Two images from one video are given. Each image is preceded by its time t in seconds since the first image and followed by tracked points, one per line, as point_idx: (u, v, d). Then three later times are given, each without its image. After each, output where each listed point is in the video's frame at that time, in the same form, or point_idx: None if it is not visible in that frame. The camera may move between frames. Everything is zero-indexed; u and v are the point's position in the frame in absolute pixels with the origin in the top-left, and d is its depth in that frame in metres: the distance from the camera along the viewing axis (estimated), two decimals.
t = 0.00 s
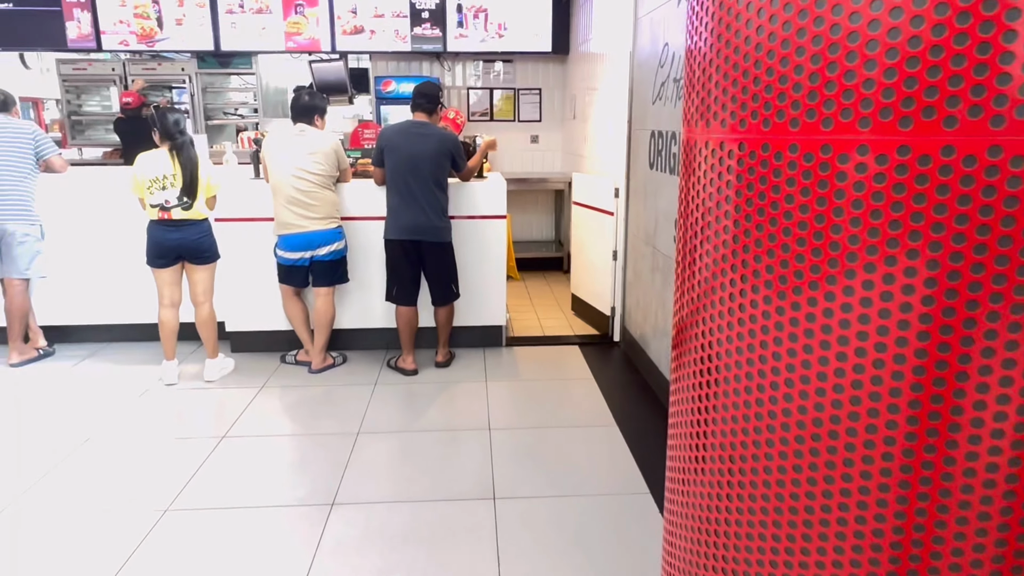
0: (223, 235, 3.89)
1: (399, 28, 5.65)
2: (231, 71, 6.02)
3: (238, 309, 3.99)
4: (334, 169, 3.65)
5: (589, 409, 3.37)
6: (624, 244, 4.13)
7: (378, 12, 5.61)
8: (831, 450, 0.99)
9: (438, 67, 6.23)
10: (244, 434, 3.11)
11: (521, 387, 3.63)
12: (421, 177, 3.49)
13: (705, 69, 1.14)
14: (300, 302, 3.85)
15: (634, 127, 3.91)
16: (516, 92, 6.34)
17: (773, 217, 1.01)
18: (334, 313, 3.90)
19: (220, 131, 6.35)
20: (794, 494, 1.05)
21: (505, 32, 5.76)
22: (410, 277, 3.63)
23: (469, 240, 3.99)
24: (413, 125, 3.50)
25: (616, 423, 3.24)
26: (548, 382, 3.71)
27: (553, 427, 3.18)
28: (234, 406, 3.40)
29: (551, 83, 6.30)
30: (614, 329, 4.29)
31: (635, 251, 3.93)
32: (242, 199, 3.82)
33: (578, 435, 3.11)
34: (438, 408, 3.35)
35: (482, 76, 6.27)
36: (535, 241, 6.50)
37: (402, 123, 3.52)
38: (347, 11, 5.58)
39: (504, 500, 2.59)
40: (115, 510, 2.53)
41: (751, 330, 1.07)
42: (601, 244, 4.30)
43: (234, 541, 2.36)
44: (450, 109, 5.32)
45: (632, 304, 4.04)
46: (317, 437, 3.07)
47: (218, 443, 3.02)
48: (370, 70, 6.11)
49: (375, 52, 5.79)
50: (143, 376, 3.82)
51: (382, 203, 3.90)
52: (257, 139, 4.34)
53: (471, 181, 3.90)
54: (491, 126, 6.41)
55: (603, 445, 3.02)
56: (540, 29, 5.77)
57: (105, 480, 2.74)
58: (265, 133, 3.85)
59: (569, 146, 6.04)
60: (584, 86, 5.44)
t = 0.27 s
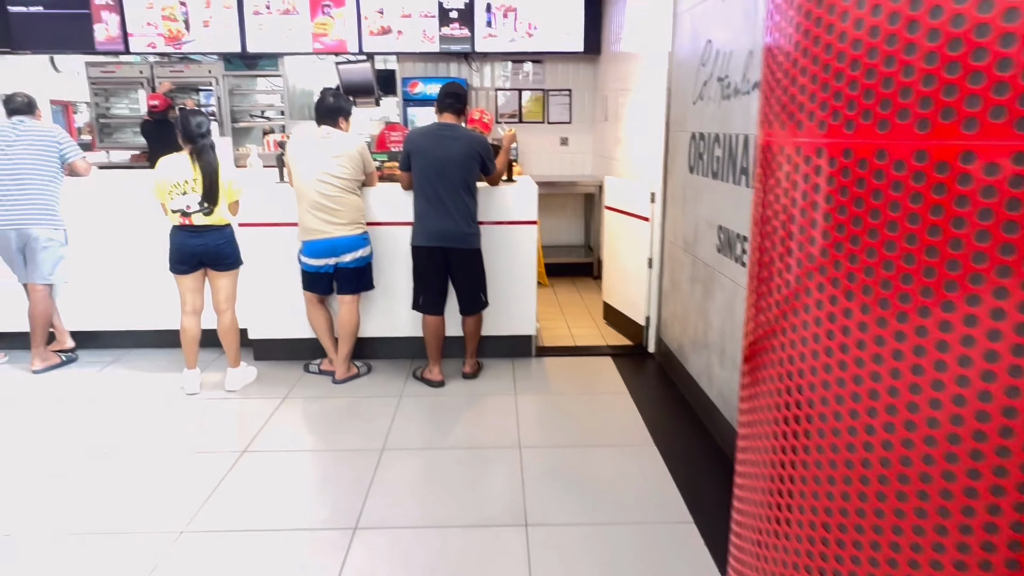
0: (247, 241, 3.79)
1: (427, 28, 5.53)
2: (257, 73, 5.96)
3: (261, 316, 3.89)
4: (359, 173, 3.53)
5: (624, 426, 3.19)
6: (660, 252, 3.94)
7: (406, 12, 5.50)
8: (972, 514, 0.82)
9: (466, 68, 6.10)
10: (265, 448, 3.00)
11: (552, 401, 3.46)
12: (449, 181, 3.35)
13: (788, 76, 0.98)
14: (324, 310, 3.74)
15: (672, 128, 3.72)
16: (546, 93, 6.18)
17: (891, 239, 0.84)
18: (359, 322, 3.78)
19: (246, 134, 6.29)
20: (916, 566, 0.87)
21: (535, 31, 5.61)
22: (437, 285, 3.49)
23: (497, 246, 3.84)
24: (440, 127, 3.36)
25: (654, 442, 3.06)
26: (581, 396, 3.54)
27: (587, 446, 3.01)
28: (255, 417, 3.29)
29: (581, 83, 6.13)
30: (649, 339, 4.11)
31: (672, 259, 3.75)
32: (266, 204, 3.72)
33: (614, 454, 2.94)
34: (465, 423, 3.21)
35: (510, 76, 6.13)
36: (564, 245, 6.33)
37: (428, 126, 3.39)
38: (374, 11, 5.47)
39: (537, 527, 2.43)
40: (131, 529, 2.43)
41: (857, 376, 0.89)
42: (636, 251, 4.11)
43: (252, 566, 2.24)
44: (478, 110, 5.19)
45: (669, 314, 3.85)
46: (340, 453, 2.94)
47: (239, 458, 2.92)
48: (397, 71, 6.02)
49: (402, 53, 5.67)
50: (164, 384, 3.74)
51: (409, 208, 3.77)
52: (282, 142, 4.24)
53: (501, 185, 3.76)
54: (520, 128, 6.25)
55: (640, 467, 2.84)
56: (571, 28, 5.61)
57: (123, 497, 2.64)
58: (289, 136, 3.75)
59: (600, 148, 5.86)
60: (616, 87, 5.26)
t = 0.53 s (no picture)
0: (274, 271, 3.67)
1: (459, 52, 5.44)
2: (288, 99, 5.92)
3: (287, 349, 3.76)
4: (390, 203, 3.39)
5: (670, 475, 2.97)
6: (703, 285, 3.73)
7: (438, 37, 5.42)
8: None
9: (497, 93, 5.99)
10: (288, 494, 2.84)
11: (591, 445, 3.26)
12: (484, 211, 3.20)
13: (928, 110, 0.85)
14: (352, 344, 3.59)
15: (718, 156, 3.54)
16: (579, 118, 6.04)
17: None
18: (388, 357, 3.62)
19: (276, 159, 6.27)
20: None
21: (569, 55, 5.48)
22: (470, 321, 3.33)
23: (533, 279, 3.67)
24: (472, 155, 3.23)
25: (704, 494, 2.83)
26: (621, 439, 3.32)
27: (631, 497, 2.80)
28: (279, 458, 3.14)
29: (615, 108, 5.99)
30: (692, 377, 3.88)
31: (718, 293, 3.54)
32: (294, 234, 3.60)
33: (661, 508, 2.72)
34: (500, 469, 3.02)
35: (543, 101, 6.01)
36: (597, 273, 6.14)
37: (461, 154, 3.25)
38: (406, 36, 5.40)
39: None
40: None
41: None
42: (677, 284, 3.91)
43: None
44: (511, 135, 5.04)
45: (714, 352, 3.63)
46: (368, 501, 2.76)
47: (262, 505, 2.76)
48: (428, 96, 5.95)
49: (433, 78, 5.59)
50: (187, 419, 3.61)
51: (441, 238, 3.62)
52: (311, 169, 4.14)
53: (538, 216, 3.60)
54: (552, 153, 6.12)
55: (691, 524, 2.62)
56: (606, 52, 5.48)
57: (138, 547, 2.49)
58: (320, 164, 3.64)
59: (635, 174, 5.68)
60: (653, 111, 5.09)
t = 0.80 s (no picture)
0: (280, 276, 3.54)
1: (471, 49, 5.29)
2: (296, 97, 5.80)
3: (293, 357, 3.63)
4: (400, 206, 3.25)
5: (694, 496, 2.81)
6: (727, 292, 3.56)
7: (449, 33, 5.27)
8: None
9: (510, 91, 5.83)
10: (292, 513, 2.70)
11: (609, 461, 3.10)
12: (498, 215, 3.04)
13: None
14: (360, 352, 3.45)
15: (743, 157, 3.37)
16: (594, 116, 5.87)
17: None
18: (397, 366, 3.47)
19: (283, 159, 6.12)
20: None
21: (584, 52, 5.32)
22: (482, 330, 3.17)
23: (548, 285, 3.51)
24: (484, 156, 3.08)
25: (731, 517, 2.67)
26: (641, 455, 3.16)
27: (654, 520, 2.64)
28: (283, 474, 3.01)
29: (632, 106, 5.81)
30: (713, 388, 3.71)
31: (743, 302, 3.37)
32: (300, 237, 3.47)
33: (686, 532, 2.56)
34: (513, 487, 2.86)
35: (557, 99, 5.84)
36: (612, 276, 5.97)
37: (473, 156, 3.10)
38: (417, 32, 5.26)
39: None
40: None
41: None
42: (699, 290, 3.74)
43: None
44: (525, 135, 4.89)
45: (738, 363, 3.46)
46: (375, 522, 2.62)
47: (263, 526, 2.62)
48: (439, 95, 5.81)
49: (444, 76, 5.44)
50: (190, 429, 3.49)
51: (453, 243, 3.47)
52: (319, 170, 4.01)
53: (555, 220, 3.44)
54: (566, 153, 5.95)
55: (718, 551, 2.45)
56: (622, 48, 5.31)
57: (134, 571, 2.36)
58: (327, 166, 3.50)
59: (652, 175, 5.51)
60: (672, 110, 4.92)
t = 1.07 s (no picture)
0: (275, 279, 3.40)
1: (476, 45, 5.15)
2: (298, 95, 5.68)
3: (288, 363, 3.50)
4: (399, 207, 3.11)
5: (706, 514, 2.65)
6: (741, 297, 3.40)
7: (454, 29, 5.13)
8: None
9: (516, 89, 5.69)
10: (281, 529, 2.57)
11: (616, 475, 2.94)
12: (501, 216, 2.90)
13: None
14: (357, 358, 3.31)
15: (760, 156, 3.20)
16: (603, 115, 5.71)
17: None
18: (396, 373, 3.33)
19: (286, 158, 6.01)
20: None
21: (593, 49, 5.16)
22: (484, 336, 3.03)
23: (554, 289, 3.36)
24: (487, 155, 2.93)
25: (746, 538, 2.51)
26: (650, 469, 3.00)
27: (664, 541, 2.48)
28: (274, 486, 2.87)
29: (642, 104, 5.65)
30: (726, 398, 3.55)
31: (758, 308, 3.21)
32: (296, 238, 3.33)
33: (698, 555, 2.40)
34: (515, 503, 2.72)
35: (564, 97, 5.69)
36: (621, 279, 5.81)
37: (475, 155, 2.96)
38: (421, 28, 5.13)
39: None
40: None
41: None
42: (712, 295, 3.58)
43: None
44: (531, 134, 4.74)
45: (752, 372, 3.30)
46: (367, 540, 2.48)
47: (250, 543, 2.48)
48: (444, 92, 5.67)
49: (449, 73, 5.30)
50: (181, 437, 3.36)
51: (454, 245, 3.33)
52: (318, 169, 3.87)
53: (561, 222, 3.28)
54: (574, 152, 5.80)
55: None
56: (632, 45, 5.15)
57: None
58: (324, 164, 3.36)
59: (662, 175, 5.35)
60: (683, 108, 4.76)
